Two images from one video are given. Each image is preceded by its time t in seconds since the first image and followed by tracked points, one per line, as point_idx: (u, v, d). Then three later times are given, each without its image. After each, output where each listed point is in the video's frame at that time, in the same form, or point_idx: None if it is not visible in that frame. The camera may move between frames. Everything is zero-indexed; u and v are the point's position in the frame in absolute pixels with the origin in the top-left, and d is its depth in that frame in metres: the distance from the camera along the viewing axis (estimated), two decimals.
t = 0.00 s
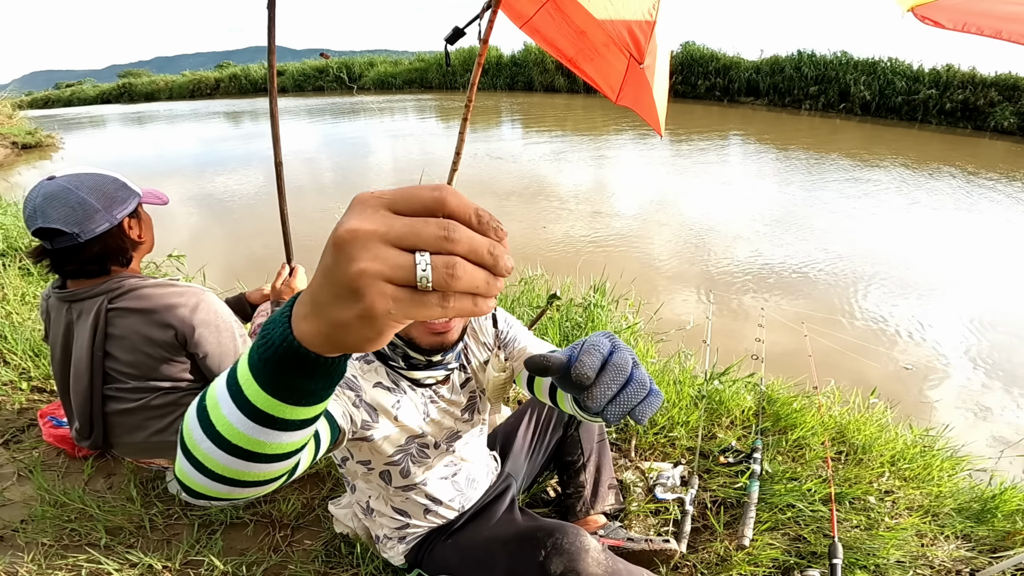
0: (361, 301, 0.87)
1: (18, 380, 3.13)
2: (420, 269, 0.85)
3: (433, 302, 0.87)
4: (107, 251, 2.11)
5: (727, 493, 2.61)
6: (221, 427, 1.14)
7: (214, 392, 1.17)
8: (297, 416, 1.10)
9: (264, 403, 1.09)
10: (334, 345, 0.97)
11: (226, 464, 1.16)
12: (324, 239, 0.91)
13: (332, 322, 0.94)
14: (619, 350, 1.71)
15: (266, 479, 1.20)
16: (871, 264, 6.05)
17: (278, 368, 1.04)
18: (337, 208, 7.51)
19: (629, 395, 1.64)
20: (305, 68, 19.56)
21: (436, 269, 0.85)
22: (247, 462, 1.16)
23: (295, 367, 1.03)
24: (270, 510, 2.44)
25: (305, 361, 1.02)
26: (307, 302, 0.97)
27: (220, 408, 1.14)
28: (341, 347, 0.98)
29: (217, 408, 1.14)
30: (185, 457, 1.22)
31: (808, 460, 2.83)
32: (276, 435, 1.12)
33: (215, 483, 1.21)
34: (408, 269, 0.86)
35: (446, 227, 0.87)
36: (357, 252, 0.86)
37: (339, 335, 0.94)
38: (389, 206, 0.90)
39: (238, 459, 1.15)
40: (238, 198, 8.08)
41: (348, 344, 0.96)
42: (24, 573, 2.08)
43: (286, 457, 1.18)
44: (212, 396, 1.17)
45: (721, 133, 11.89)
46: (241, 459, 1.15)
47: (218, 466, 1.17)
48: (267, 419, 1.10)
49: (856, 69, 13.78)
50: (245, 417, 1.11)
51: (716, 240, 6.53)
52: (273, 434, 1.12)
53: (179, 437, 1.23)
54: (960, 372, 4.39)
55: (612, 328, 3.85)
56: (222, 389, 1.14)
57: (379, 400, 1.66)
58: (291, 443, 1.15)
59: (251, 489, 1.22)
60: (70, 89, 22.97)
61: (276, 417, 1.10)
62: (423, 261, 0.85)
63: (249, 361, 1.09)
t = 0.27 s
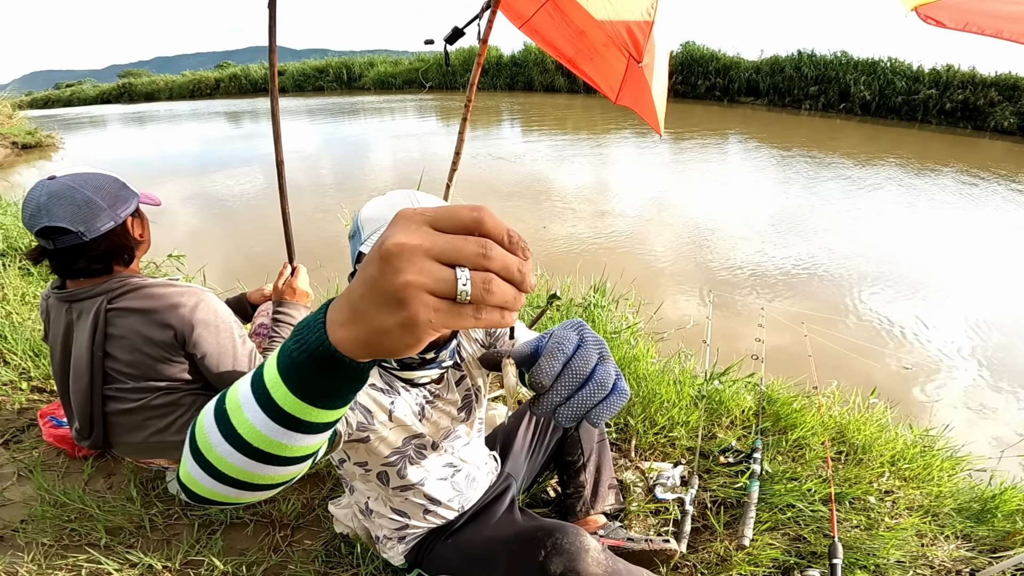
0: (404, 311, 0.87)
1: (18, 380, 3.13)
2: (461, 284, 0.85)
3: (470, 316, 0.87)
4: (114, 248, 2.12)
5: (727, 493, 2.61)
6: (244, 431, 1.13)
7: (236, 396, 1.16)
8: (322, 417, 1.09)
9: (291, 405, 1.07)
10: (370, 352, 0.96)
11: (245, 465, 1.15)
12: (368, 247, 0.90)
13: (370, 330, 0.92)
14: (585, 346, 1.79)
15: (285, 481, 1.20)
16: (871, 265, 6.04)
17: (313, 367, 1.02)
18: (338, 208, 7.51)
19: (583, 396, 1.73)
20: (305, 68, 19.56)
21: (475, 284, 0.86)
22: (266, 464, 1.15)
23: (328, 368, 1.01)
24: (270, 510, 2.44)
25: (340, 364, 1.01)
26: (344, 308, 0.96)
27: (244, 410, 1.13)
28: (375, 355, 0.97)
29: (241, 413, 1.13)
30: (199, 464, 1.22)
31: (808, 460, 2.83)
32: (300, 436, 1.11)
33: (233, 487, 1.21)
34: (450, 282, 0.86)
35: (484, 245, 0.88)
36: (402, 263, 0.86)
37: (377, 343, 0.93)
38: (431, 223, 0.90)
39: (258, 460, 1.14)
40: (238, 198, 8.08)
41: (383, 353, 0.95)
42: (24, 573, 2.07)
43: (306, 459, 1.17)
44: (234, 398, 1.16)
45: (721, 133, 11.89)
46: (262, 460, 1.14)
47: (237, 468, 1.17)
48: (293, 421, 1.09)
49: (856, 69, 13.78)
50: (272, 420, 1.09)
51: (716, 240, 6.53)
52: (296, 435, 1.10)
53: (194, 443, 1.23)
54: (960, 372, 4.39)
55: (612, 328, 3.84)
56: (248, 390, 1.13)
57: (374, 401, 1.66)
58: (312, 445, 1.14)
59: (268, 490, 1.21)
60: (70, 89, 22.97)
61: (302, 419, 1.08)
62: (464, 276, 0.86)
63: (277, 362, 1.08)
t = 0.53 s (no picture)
0: (429, 334, 0.87)
1: (18, 380, 3.13)
2: (483, 310, 0.87)
3: (490, 339, 0.89)
4: (94, 253, 2.11)
5: (727, 493, 2.60)
6: (259, 441, 1.10)
7: (249, 406, 1.14)
8: (338, 430, 1.07)
9: (309, 418, 1.05)
10: (388, 367, 0.95)
11: (257, 475, 1.13)
12: (393, 265, 0.89)
13: (391, 348, 0.92)
14: (585, 358, 1.76)
15: (295, 488, 1.17)
16: (871, 264, 6.04)
17: (336, 382, 1.00)
18: (338, 208, 7.51)
19: (582, 410, 1.73)
20: (305, 68, 19.57)
21: (496, 310, 0.87)
22: (278, 474, 1.13)
23: (351, 382, 1.00)
24: (270, 510, 2.44)
25: (362, 377, 1.00)
26: (365, 323, 0.95)
27: (258, 420, 1.11)
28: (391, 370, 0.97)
29: (254, 423, 1.11)
30: (209, 473, 1.20)
31: (808, 460, 2.83)
32: (316, 448, 1.09)
33: (245, 497, 1.19)
34: (474, 307, 0.87)
35: (504, 271, 0.89)
36: (429, 286, 0.86)
37: (399, 360, 0.93)
38: (455, 248, 0.90)
39: (272, 469, 1.12)
40: (238, 198, 8.08)
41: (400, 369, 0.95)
42: (24, 573, 2.07)
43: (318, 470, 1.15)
44: (247, 409, 1.14)
45: (720, 133, 11.89)
46: (275, 470, 1.12)
47: (249, 477, 1.14)
48: (310, 433, 1.07)
49: (856, 69, 13.78)
50: (287, 430, 1.07)
51: (716, 239, 6.53)
52: (312, 448, 1.08)
53: (204, 452, 1.21)
54: (960, 372, 4.39)
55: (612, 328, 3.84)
56: (263, 399, 1.12)
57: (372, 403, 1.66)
58: (325, 457, 1.12)
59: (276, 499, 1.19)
60: (70, 89, 22.98)
61: (320, 432, 1.06)
62: (486, 303, 0.87)
63: (296, 374, 1.06)
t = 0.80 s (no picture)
0: (438, 368, 0.94)
1: (18, 380, 3.13)
2: (492, 343, 0.94)
3: (497, 370, 0.96)
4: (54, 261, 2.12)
5: (727, 493, 2.60)
6: (259, 458, 1.21)
7: (250, 425, 1.24)
8: (336, 449, 1.16)
9: (310, 439, 1.14)
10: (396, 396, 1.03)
11: (257, 489, 1.23)
12: (405, 301, 0.95)
13: (402, 380, 0.99)
14: (591, 374, 1.76)
15: (289, 503, 1.27)
16: (871, 265, 6.04)
17: (336, 406, 1.09)
18: (337, 208, 7.51)
19: (580, 423, 1.72)
20: (305, 68, 19.56)
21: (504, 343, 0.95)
22: (278, 488, 1.23)
23: (352, 407, 1.09)
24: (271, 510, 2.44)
25: (363, 403, 1.08)
26: (373, 354, 1.02)
27: (260, 439, 1.20)
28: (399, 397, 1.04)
29: (255, 441, 1.21)
30: (207, 486, 1.30)
31: (808, 460, 2.83)
32: (315, 466, 1.18)
33: (242, 508, 1.29)
34: (483, 340, 0.94)
35: (512, 304, 0.95)
36: (440, 323, 0.93)
37: (408, 392, 1.00)
38: (463, 284, 0.97)
39: (270, 484, 1.22)
40: (238, 198, 8.08)
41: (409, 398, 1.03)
42: (23, 573, 2.07)
43: (315, 483, 1.25)
44: (250, 428, 1.23)
45: (721, 133, 11.89)
46: (275, 485, 1.22)
47: (249, 490, 1.24)
48: (309, 452, 1.16)
49: (856, 69, 13.78)
50: (287, 449, 1.17)
51: (716, 240, 6.53)
52: (310, 465, 1.18)
53: (203, 465, 1.31)
54: (960, 372, 4.39)
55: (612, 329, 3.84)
56: (265, 421, 1.20)
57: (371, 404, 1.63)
58: (322, 472, 1.21)
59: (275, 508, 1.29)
60: (70, 89, 22.98)
61: (319, 451, 1.16)
62: (494, 337, 0.94)
63: (297, 398, 1.15)
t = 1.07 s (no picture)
0: (453, 399, 1.09)
1: (18, 380, 3.13)
2: (506, 382, 1.12)
3: (501, 410, 1.12)
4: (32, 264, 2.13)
5: (727, 493, 2.60)
6: (256, 469, 1.23)
7: (250, 437, 1.26)
8: (333, 465, 1.21)
9: (310, 454, 1.18)
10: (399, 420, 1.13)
11: (247, 499, 1.25)
12: (431, 336, 1.11)
13: (412, 406, 1.11)
14: (605, 387, 1.76)
15: (281, 513, 1.30)
16: (871, 265, 6.04)
17: (341, 425, 1.15)
18: (337, 208, 7.51)
19: (586, 433, 1.72)
20: (305, 68, 19.56)
21: (515, 384, 1.13)
22: (269, 499, 1.25)
23: (356, 426, 1.16)
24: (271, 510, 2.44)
25: (366, 423, 1.15)
26: (385, 380, 1.13)
27: (258, 450, 1.23)
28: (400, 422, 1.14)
29: (254, 453, 1.23)
30: (199, 495, 1.31)
31: (808, 460, 2.83)
32: (309, 480, 1.22)
33: (233, 517, 1.31)
34: (496, 380, 1.11)
35: (527, 355, 1.15)
36: (462, 360, 1.09)
37: (414, 416, 1.11)
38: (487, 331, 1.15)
39: (262, 495, 1.24)
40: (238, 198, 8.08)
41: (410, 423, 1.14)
42: (23, 573, 2.07)
43: (306, 496, 1.28)
44: (249, 439, 1.26)
45: (721, 133, 11.88)
46: (265, 496, 1.24)
47: (239, 500, 1.26)
48: (306, 466, 1.20)
49: (856, 69, 13.78)
50: (286, 461, 1.20)
51: (715, 240, 6.53)
52: (305, 479, 1.22)
53: (196, 473, 1.31)
54: (960, 372, 4.38)
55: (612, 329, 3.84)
56: (266, 434, 1.23)
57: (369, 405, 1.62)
58: (314, 486, 1.25)
59: (263, 518, 1.31)
60: (70, 89, 22.96)
61: (317, 466, 1.20)
62: (507, 377, 1.12)
63: (301, 414, 1.19)
